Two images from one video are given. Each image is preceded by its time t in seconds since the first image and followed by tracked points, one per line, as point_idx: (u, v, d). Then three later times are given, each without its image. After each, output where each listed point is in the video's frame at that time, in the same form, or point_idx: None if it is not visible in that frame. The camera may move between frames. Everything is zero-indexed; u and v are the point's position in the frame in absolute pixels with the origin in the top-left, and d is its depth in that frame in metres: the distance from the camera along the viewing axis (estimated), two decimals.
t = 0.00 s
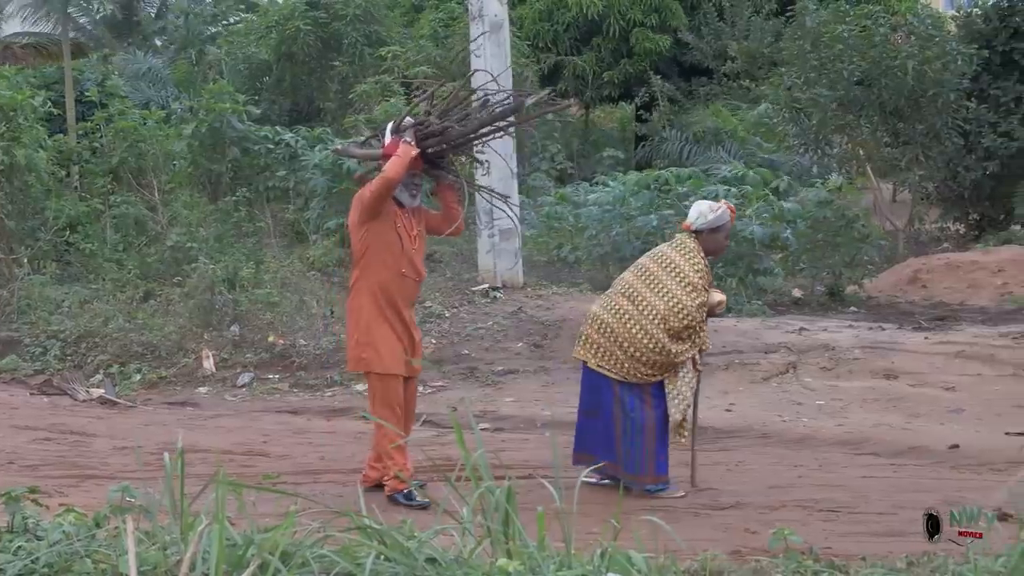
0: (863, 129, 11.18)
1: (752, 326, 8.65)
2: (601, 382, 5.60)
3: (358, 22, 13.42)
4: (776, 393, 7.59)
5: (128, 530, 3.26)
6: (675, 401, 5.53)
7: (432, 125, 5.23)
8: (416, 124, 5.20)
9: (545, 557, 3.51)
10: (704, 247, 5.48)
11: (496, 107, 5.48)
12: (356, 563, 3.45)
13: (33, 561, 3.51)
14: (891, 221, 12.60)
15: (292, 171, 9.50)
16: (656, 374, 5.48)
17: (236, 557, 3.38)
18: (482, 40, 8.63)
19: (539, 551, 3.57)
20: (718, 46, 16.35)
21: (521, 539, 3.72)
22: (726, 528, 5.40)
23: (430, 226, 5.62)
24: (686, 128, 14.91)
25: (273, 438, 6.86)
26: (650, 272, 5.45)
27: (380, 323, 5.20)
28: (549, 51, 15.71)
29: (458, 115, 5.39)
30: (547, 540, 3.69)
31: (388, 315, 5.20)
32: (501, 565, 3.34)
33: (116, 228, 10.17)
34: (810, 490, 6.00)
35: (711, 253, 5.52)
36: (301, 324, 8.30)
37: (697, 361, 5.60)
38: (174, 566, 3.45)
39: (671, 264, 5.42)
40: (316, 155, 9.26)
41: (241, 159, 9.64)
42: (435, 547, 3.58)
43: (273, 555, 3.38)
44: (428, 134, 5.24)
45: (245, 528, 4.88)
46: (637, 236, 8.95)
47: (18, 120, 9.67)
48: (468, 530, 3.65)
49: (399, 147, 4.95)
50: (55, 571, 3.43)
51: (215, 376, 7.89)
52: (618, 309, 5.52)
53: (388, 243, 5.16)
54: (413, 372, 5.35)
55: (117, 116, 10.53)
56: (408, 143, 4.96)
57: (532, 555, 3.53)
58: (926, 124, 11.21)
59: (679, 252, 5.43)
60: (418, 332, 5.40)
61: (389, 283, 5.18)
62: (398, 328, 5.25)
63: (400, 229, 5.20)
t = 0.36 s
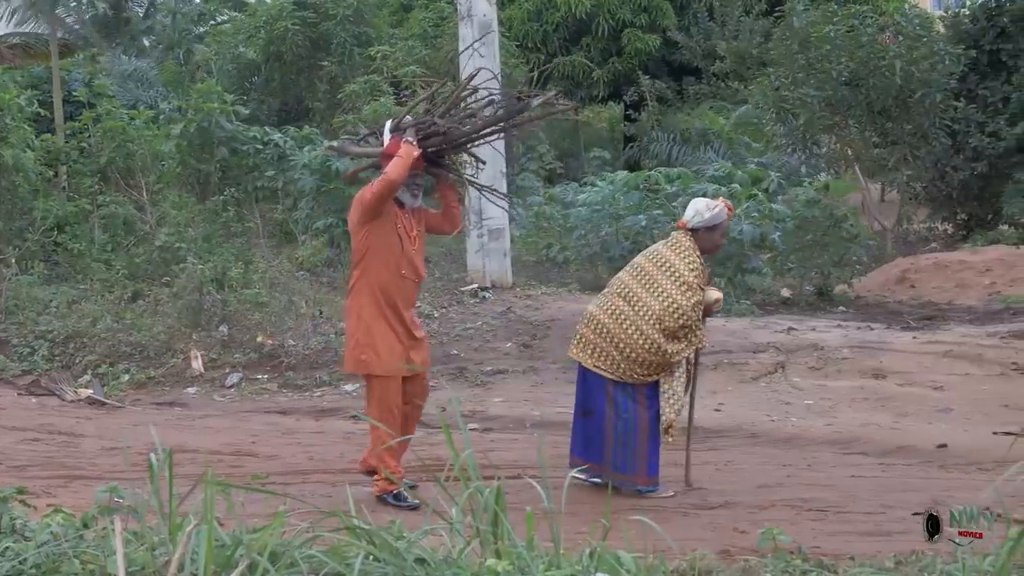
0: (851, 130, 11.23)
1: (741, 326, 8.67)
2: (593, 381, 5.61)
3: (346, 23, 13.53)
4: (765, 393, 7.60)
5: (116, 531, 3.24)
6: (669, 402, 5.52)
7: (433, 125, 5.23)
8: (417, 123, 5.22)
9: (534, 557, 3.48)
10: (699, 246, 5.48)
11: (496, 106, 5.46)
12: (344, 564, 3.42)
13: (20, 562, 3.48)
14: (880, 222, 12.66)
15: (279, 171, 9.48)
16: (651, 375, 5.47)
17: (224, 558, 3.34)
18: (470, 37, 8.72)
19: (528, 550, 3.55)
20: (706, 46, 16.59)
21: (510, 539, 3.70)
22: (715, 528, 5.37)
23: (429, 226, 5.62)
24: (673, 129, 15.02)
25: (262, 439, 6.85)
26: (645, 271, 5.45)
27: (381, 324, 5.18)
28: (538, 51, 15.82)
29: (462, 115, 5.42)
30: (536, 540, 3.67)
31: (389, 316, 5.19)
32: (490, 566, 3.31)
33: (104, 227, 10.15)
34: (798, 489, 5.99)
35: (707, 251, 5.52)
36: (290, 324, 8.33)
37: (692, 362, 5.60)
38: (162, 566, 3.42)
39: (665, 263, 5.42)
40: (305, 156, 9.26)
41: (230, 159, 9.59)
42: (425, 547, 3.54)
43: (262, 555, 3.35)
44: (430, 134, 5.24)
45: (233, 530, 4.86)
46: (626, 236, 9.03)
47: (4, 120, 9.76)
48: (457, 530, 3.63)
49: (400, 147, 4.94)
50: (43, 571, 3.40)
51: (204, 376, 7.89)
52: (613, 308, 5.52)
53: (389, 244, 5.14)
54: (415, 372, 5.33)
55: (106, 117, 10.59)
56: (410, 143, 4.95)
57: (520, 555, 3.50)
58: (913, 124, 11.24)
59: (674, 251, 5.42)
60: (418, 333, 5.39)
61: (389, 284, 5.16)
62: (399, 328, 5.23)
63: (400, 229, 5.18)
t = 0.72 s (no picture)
0: (837, 130, 11.25)
1: (727, 326, 8.72)
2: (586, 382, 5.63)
3: (331, 25, 13.51)
4: (751, 393, 7.61)
5: (101, 532, 3.20)
6: (663, 401, 5.46)
7: (433, 127, 5.22)
8: (417, 125, 5.18)
9: (520, 557, 3.45)
10: (696, 246, 5.42)
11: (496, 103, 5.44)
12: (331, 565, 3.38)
13: (4, 563, 3.45)
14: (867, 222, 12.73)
15: (265, 172, 9.63)
16: (643, 375, 5.47)
17: (210, 559, 3.30)
18: (456, 38, 8.76)
19: (514, 550, 3.51)
20: (693, 46, 16.66)
21: (496, 540, 3.66)
22: (702, 528, 5.32)
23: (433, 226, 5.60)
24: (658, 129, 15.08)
25: (248, 439, 6.83)
26: (640, 271, 5.42)
27: (381, 327, 5.16)
28: (525, 50, 15.84)
29: (463, 117, 5.38)
30: (523, 540, 3.64)
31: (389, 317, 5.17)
32: (476, 566, 3.28)
33: (89, 227, 10.21)
34: (784, 489, 5.97)
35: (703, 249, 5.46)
36: (276, 325, 8.30)
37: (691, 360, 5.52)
38: (148, 568, 3.39)
39: (660, 264, 5.38)
40: (291, 156, 9.23)
41: (215, 159, 9.78)
42: (411, 548, 3.50)
43: (249, 556, 3.31)
44: (430, 137, 5.22)
45: (217, 532, 4.84)
46: (613, 237, 9.11)
47: None
48: (443, 530, 3.58)
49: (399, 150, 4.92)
50: (27, 573, 3.36)
51: (190, 377, 7.89)
52: (607, 307, 5.52)
53: (390, 246, 5.12)
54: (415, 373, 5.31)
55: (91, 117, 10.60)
56: (410, 146, 4.93)
57: (507, 555, 3.46)
58: (898, 125, 11.31)
59: (669, 251, 5.37)
60: (420, 335, 5.36)
61: (390, 286, 5.13)
62: (399, 330, 5.20)
63: (401, 231, 5.15)
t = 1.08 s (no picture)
0: (828, 131, 11.38)
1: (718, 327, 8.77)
2: (588, 380, 5.66)
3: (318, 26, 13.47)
4: (742, 393, 7.62)
5: (91, 532, 3.17)
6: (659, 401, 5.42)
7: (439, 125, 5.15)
8: (424, 123, 5.13)
9: (512, 557, 3.42)
10: (702, 250, 5.44)
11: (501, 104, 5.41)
12: (322, 565, 3.35)
13: None
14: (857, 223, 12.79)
15: (255, 172, 9.74)
16: (642, 375, 5.46)
17: (201, 559, 3.27)
18: (447, 38, 8.76)
19: (505, 551, 3.48)
20: (685, 47, 16.61)
21: (487, 540, 3.62)
22: (693, 527, 5.29)
23: (440, 226, 5.58)
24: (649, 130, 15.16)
25: (239, 440, 6.83)
26: (644, 272, 5.44)
27: (385, 323, 5.13)
28: (515, 50, 15.83)
29: (468, 116, 5.33)
30: (514, 541, 3.60)
31: (395, 314, 5.13)
32: (467, 566, 3.24)
33: (79, 227, 10.23)
34: (775, 489, 5.96)
35: (709, 255, 5.51)
36: (267, 324, 8.29)
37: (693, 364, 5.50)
38: (139, 568, 3.36)
39: (664, 266, 5.40)
40: (282, 156, 9.27)
41: (205, 160, 9.92)
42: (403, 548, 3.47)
43: (240, 557, 3.28)
44: (436, 135, 5.16)
45: (207, 533, 4.82)
46: (604, 237, 9.13)
47: None
48: (434, 530, 3.53)
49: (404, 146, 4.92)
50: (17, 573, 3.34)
51: (181, 377, 7.90)
52: (610, 306, 5.54)
53: (394, 242, 5.11)
54: (420, 372, 5.25)
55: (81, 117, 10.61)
56: (415, 143, 4.93)
57: (499, 555, 3.43)
58: (888, 125, 11.37)
59: (674, 253, 5.40)
60: (426, 334, 5.31)
61: (394, 283, 5.11)
62: (404, 328, 5.17)
63: (406, 228, 5.14)
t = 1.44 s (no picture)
0: (815, 131, 11.42)
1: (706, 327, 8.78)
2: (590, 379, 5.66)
3: (305, 25, 13.49)
4: (730, 393, 7.62)
5: (78, 532, 3.15)
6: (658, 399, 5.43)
7: (437, 123, 5.17)
8: (422, 121, 5.14)
9: (500, 557, 3.41)
10: (703, 250, 5.43)
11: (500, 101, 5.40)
12: (310, 565, 3.33)
13: None
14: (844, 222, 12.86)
15: (244, 172, 9.85)
16: (641, 373, 5.46)
17: (188, 560, 3.25)
18: (436, 39, 8.80)
19: (493, 551, 3.46)
20: (673, 47, 16.68)
21: (475, 540, 3.60)
22: (681, 527, 5.29)
23: (440, 224, 5.58)
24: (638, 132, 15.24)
25: (227, 440, 6.82)
26: (645, 272, 5.44)
27: (385, 322, 5.13)
28: (503, 51, 16.00)
29: (470, 112, 5.33)
30: (501, 541, 3.58)
31: (395, 312, 5.13)
32: (455, 566, 3.23)
33: (66, 228, 10.22)
34: (763, 488, 5.95)
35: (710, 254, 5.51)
36: (256, 324, 8.29)
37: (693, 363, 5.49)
38: (126, 570, 3.35)
39: (665, 265, 5.40)
40: (270, 157, 9.30)
41: (194, 160, 10.01)
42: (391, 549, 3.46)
43: (227, 557, 3.26)
44: (435, 134, 5.18)
45: (195, 533, 4.82)
46: (592, 237, 9.19)
47: None
48: (421, 531, 3.52)
49: (404, 145, 4.91)
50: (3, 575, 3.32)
51: (169, 378, 7.90)
52: (611, 305, 5.54)
53: (395, 241, 5.10)
54: (420, 370, 5.25)
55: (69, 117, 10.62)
56: (414, 141, 4.91)
57: (487, 555, 3.41)
58: (875, 125, 11.41)
59: (675, 253, 5.39)
60: (427, 332, 5.31)
61: (394, 281, 5.11)
62: (404, 326, 5.16)
63: (406, 226, 5.14)
